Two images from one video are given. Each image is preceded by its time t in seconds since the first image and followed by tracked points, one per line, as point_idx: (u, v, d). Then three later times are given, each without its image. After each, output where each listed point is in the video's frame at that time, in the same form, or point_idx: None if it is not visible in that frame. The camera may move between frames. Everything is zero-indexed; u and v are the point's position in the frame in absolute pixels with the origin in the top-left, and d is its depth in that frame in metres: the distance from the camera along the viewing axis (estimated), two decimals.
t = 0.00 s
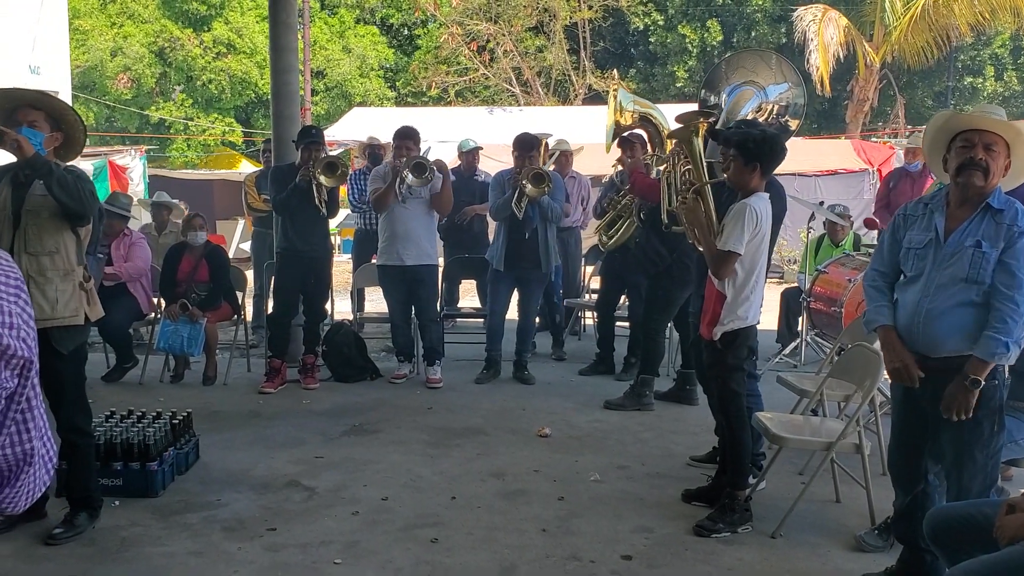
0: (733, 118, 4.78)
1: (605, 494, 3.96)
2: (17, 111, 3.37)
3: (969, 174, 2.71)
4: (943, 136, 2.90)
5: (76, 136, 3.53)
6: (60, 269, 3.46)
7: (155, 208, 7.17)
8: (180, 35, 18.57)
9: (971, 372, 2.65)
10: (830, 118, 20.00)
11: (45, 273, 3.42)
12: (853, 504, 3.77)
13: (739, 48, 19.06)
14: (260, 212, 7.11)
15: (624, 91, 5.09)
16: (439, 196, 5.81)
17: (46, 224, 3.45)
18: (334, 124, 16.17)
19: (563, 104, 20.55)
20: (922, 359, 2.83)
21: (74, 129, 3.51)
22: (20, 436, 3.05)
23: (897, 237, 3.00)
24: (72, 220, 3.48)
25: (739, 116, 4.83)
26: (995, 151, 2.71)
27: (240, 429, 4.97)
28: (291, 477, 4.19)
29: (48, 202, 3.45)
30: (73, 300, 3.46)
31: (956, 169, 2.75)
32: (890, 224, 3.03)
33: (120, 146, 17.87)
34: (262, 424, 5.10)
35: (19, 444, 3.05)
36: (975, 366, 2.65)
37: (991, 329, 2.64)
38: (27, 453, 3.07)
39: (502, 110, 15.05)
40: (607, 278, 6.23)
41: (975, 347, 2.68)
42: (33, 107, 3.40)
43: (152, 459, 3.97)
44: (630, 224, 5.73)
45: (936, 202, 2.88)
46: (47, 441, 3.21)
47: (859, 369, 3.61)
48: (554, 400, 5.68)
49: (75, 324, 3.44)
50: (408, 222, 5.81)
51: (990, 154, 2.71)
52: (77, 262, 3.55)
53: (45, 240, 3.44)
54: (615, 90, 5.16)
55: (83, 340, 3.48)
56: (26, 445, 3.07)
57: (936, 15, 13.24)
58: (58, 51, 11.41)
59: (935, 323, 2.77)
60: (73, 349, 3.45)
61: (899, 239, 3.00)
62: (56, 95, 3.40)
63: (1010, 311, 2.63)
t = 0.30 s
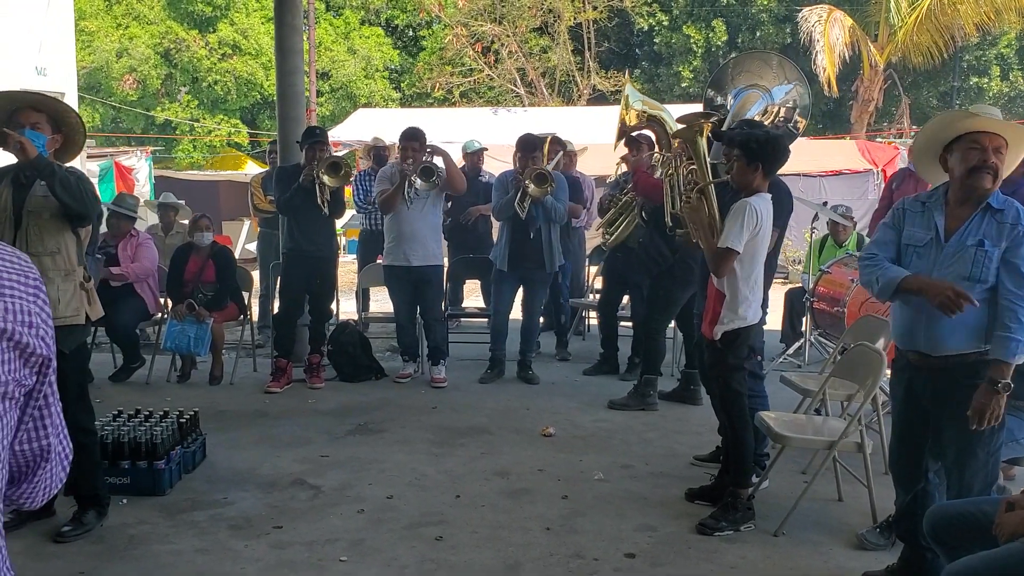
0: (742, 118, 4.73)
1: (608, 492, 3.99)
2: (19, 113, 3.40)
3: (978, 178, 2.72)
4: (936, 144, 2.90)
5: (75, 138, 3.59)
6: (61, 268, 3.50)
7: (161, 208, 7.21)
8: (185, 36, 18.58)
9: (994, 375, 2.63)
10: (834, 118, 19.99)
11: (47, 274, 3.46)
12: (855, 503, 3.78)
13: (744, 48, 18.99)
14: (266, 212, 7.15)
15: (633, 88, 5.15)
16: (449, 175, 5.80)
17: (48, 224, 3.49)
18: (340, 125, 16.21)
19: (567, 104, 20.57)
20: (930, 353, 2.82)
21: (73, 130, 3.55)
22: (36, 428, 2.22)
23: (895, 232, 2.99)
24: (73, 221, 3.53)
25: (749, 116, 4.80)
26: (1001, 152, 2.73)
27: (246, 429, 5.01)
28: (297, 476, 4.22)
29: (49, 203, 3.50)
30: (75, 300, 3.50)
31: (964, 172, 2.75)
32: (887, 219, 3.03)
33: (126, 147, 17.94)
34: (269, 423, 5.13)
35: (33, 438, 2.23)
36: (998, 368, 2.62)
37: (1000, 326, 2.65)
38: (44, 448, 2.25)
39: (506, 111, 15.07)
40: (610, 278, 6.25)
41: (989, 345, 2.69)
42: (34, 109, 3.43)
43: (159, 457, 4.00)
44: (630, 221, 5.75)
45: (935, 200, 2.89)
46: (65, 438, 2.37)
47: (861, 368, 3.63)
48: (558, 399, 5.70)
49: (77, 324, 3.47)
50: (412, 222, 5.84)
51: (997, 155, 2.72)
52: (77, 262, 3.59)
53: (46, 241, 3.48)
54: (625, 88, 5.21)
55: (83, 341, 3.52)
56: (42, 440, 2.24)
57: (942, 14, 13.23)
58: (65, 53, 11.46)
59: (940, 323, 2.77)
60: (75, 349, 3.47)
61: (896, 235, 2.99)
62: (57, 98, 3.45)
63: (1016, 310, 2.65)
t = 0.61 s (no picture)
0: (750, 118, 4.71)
1: (611, 490, 4.03)
2: (25, 114, 3.45)
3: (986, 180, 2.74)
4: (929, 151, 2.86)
5: (78, 139, 3.67)
6: (67, 267, 3.59)
7: (170, 209, 7.27)
8: (191, 37, 18.64)
9: (994, 367, 2.65)
10: (839, 119, 19.99)
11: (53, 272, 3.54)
12: (855, 501, 3.81)
13: (749, 50, 18.96)
14: (272, 213, 7.20)
15: (637, 90, 5.16)
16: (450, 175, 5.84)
17: (54, 223, 3.55)
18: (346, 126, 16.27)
19: (572, 105, 20.62)
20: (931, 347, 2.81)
21: (77, 131, 3.63)
22: (56, 416, 1.74)
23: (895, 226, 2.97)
24: (79, 221, 3.60)
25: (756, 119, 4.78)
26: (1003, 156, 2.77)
27: (252, 426, 5.05)
28: (303, 473, 4.27)
29: (55, 202, 3.55)
30: (81, 297, 3.58)
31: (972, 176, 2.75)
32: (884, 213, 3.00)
33: (133, 148, 18.03)
34: (275, 420, 5.18)
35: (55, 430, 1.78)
36: (998, 360, 2.66)
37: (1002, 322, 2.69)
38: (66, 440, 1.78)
39: (511, 111, 15.10)
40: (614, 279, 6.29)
41: (991, 343, 2.71)
42: (41, 110, 3.49)
43: (167, 454, 4.05)
44: (634, 221, 5.80)
45: (935, 198, 2.90)
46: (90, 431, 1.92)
47: (861, 367, 3.67)
48: (562, 399, 5.74)
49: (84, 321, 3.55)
50: (419, 223, 5.89)
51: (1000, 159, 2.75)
52: (82, 262, 3.68)
53: (52, 239, 3.55)
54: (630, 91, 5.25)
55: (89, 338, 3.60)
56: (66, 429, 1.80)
57: (947, 16, 13.24)
58: (73, 54, 11.53)
59: (944, 319, 2.77)
60: (81, 345, 3.56)
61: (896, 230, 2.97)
62: (62, 99, 3.53)
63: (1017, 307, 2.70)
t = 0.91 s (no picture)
0: (741, 120, 4.83)
1: (606, 486, 4.08)
2: (29, 115, 3.52)
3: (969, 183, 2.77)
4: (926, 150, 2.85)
5: (82, 140, 3.70)
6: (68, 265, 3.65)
7: (172, 208, 7.33)
8: (195, 37, 18.78)
9: (985, 365, 2.70)
10: (841, 120, 20.01)
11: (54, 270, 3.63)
12: (848, 499, 3.86)
13: (751, 51, 18.97)
14: (274, 212, 7.25)
15: (634, 91, 5.18)
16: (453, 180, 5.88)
17: (55, 222, 3.61)
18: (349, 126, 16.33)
19: (575, 106, 20.66)
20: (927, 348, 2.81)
21: (80, 132, 3.67)
22: (59, 405, 1.79)
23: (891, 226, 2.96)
24: (80, 220, 3.67)
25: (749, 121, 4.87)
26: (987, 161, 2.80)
27: (253, 423, 5.11)
28: (302, 469, 4.32)
29: (58, 201, 3.60)
30: (81, 296, 3.66)
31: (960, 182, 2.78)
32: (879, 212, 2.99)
33: (137, 147, 18.11)
34: (276, 418, 5.24)
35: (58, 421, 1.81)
36: (988, 358, 2.70)
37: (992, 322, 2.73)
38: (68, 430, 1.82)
39: (514, 112, 15.14)
40: (613, 279, 6.33)
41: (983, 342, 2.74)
42: (43, 110, 3.56)
43: (169, 450, 4.11)
44: (634, 223, 5.78)
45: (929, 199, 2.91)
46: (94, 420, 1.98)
47: (854, 366, 3.72)
48: (560, 397, 5.79)
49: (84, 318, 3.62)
50: (420, 222, 5.94)
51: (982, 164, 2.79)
52: (82, 260, 3.75)
53: (54, 238, 3.62)
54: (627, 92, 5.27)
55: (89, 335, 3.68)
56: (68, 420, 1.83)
57: (948, 17, 13.25)
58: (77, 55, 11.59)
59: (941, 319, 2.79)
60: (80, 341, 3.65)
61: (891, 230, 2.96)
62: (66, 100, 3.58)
63: (1009, 309, 2.74)
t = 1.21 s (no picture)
0: (736, 124, 4.87)
1: (599, 486, 4.11)
2: (29, 116, 3.56)
3: (946, 189, 2.80)
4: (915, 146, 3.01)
5: (82, 141, 3.74)
6: (69, 265, 3.69)
7: (173, 208, 7.38)
8: (199, 38, 18.85)
9: (964, 371, 2.74)
10: (843, 122, 20.02)
11: (54, 270, 3.65)
12: (838, 499, 3.89)
13: (752, 52, 18.97)
14: (273, 213, 7.30)
15: (629, 94, 5.20)
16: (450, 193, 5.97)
17: (56, 223, 3.66)
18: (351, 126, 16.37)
19: (577, 107, 20.71)
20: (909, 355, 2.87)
21: (80, 133, 3.72)
22: (46, 402, 1.83)
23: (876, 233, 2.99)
24: (80, 221, 3.70)
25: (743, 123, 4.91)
26: (968, 164, 2.80)
27: (251, 422, 5.15)
28: (298, 468, 4.36)
29: (58, 202, 3.65)
30: (81, 296, 3.68)
31: (934, 181, 2.83)
32: (867, 219, 3.03)
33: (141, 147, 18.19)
34: (274, 417, 5.28)
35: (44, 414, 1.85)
36: (968, 364, 2.74)
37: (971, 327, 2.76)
38: (54, 424, 1.86)
39: (516, 113, 15.17)
40: (610, 279, 6.37)
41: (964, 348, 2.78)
42: (43, 112, 3.59)
43: (166, 448, 4.15)
44: (632, 225, 5.78)
45: (916, 205, 2.94)
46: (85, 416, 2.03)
47: (844, 367, 3.75)
48: (556, 397, 5.83)
49: (82, 318, 3.65)
50: (417, 224, 5.98)
51: (962, 167, 2.80)
52: (83, 260, 3.78)
53: (54, 240, 3.66)
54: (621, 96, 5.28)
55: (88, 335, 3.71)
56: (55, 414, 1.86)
57: (949, 20, 13.26)
58: (80, 56, 11.64)
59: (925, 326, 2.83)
60: (81, 341, 3.66)
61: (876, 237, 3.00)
62: (66, 102, 3.63)
63: (993, 316, 2.76)
